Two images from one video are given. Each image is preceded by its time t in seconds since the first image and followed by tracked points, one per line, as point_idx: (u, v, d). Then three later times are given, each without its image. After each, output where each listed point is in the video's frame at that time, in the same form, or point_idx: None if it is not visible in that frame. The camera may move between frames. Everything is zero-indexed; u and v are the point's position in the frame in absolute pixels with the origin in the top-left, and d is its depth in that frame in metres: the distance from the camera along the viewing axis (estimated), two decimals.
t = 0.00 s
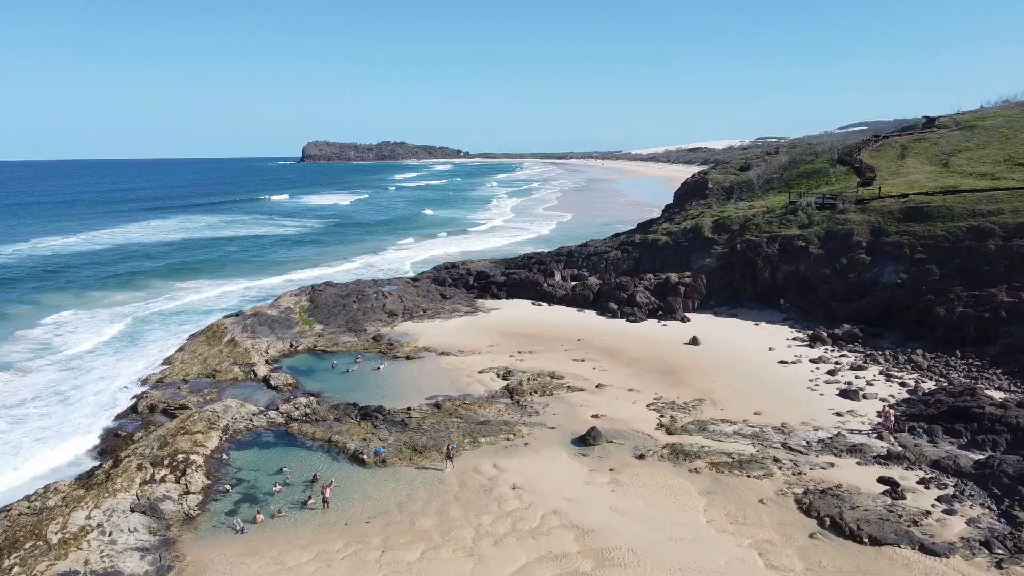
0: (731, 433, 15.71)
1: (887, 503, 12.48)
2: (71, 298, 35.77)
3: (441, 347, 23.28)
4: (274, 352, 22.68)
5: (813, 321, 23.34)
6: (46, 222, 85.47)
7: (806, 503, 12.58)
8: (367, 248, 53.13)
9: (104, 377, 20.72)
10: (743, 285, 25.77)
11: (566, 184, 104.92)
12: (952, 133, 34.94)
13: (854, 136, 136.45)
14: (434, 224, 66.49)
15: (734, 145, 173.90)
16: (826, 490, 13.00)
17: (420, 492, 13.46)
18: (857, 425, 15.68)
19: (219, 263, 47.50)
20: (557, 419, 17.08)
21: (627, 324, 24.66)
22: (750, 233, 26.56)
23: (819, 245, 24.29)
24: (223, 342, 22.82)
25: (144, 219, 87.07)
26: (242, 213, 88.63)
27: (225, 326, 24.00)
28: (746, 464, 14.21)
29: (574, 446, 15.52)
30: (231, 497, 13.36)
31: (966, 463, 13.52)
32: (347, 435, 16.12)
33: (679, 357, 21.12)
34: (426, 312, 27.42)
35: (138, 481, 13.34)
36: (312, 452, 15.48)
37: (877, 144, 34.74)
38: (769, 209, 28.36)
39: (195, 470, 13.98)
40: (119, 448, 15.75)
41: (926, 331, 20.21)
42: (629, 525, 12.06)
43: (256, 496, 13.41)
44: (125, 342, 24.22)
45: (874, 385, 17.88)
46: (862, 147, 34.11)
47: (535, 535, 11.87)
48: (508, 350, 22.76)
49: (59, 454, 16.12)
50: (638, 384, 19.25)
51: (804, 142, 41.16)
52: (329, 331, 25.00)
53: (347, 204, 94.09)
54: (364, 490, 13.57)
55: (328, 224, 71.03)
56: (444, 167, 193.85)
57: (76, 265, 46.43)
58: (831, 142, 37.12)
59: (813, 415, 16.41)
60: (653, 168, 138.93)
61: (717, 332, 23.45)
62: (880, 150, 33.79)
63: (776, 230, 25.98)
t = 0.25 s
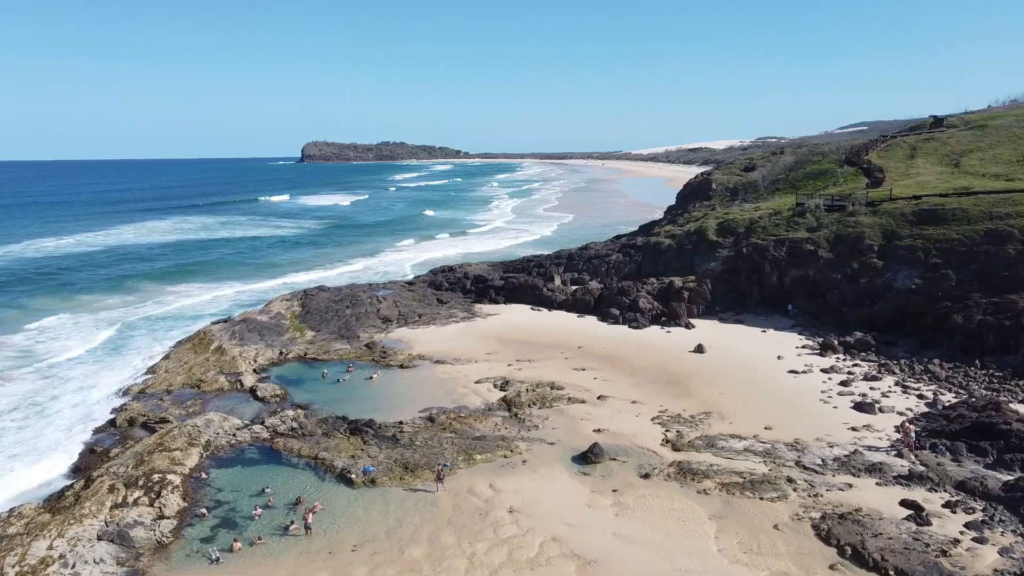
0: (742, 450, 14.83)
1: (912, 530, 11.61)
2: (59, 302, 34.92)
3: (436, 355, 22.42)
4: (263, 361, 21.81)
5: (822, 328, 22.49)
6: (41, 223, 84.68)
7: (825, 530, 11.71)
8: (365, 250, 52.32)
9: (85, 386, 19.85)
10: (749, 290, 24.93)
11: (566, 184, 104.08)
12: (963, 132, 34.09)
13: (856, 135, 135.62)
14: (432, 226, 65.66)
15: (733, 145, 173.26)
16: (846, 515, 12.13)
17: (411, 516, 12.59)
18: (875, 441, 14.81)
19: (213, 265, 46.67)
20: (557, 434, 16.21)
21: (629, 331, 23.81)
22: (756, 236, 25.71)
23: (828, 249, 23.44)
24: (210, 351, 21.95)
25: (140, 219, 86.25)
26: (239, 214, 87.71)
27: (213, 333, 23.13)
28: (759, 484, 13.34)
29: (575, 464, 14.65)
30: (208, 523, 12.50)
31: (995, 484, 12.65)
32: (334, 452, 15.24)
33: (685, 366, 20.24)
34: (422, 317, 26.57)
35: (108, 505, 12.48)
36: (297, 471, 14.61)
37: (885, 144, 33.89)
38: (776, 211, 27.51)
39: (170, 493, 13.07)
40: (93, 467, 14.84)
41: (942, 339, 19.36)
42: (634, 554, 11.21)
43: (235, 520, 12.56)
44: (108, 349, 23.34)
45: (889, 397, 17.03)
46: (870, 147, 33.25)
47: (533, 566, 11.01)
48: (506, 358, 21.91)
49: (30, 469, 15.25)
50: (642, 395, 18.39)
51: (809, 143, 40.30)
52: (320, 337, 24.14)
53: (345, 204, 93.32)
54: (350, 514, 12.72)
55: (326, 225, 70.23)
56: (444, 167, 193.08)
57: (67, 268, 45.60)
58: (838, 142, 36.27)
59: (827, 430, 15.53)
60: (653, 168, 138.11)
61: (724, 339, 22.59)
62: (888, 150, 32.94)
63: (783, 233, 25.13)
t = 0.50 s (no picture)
0: (755, 471, 13.83)
1: (945, 566, 10.60)
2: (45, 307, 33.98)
3: (430, 365, 21.41)
4: (249, 371, 20.81)
5: (835, 336, 21.51)
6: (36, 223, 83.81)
7: (850, 565, 10.71)
8: (361, 252, 51.36)
9: (60, 399, 18.87)
10: (757, 296, 23.94)
11: (567, 185, 103.09)
12: (975, 132, 33.08)
13: (858, 134, 134.58)
14: (430, 227, 64.70)
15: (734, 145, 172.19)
16: (871, 547, 11.13)
17: (398, 548, 11.59)
18: (899, 462, 13.81)
19: (206, 268, 45.70)
20: (556, 452, 15.20)
21: (633, 339, 22.81)
22: (764, 239, 24.72)
23: (840, 253, 22.45)
24: (193, 360, 20.96)
25: (135, 220, 85.31)
26: (236, 215, 86.68)
27: (197, 341, 22.13)
28: (775, 511, 12.33)
29: (576, 487, 13.64)
30: (176, 556, 11.56)
31: None
32: (318, 473, 14.23)
33: (691, 377, 19.22)
34: (416, 324, 25.57)
35: (68, 536, 11.65)
36: (278, 494, 13.63)
37: (895, 143, 32.89)
38: (784, 213, 26.51)
39: (136, 521, 12.17)
40: (60, 489, 13.94)
41: (963, 348, 18.37)
42: None
43: (206, 552, 11.61)
44: (88, 358, 22.35)
45: (910, 413, 16.02)
46: (879, 147, 32.24)
47: None
48: (504, 369, 20.92)
49: None
50: (647, 409, 17.38)
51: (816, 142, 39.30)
52: (310, 345, 23.13)
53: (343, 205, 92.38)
54: (331, 545, 11.74)
55: (323, 227, 69.29)
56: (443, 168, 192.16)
57: (56, 271, 44.66)
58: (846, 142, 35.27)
59: (846, 449, 14.52)
60: (654, 167, 137.09)
61: (731, 347, 21.59)
62: (899, 150, 31.94)
63: (792, 236, 24.13)
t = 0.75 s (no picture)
0: (769, 493, 12.95)
1: None
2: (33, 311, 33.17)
3: (425, 374, 20.52)
4: (235, 381, 19.93)
5: (846, 344, 20.64)
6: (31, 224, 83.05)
7: None
8: (358, 254, 50.53)
9: (35, 411, 17.99)
10: (765, 301, 23.07)
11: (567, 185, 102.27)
12: (987, 131, 32.21)
13: (860, 134, 133.79)
14: (429, 228, 63.85)
15: (735, 145, 171.34)
16: None
17: None
18: (922, 484, 12.94)
19: (199, 270, 44.85)
20: (556, 470, 14.31)
21: (635, 346, 21.93)
22: (771, 242, 23.83)
23: (851, 257, 21.58)
24: (177, 370, 20.06)
25: (131, 221, 84.54)
26: (232, 216, 85.83)
27: (182, 349, 21.25)
28: (791, 538, 11.46)
29: (578, 510, 12.77)
30: None
31: None
32: (302, 494, 13.34)
33: (698, 388, 18.32)
34: (411, 330, 24.70)
35: (27, 568, 10.92)
36: (258, 517, 12.76)
37: (904, 143, 32.02)
38: (792, 215, 25.63)
39: (102, 551, 11.41)
40: (28, 512, 13.12)
41: (983, 358, 17.51)
42: None
43: None
44: (69, 367, 21.47)
45: (931, 427, 15.14)
46: (888, 147, 31.36)
47: None
48: (501, 378, 20.03)
49: None
50: (651, 422, 16.50)
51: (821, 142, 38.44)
52: (300, 353, 22.24)
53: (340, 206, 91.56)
54: None
55: (320, 228, 68.48)
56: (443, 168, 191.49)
57: (47, 274, 43.86)
58: (853, 142, 34.41)
59: (865, 468, 13.63)
60: (654, 167, 136.21)
61: (739, 355, 20.72)
62: (908, 150, 31.08)
63: (801, 239, 23.25)
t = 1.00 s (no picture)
0: (786, 521, 11.96)
1: None
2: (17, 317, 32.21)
3: (418, 386, 19.51)
4: (219, 393, 18.95)
5: (861, 354, 19.64)
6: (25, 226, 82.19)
7: None
8: (354, 257, 49.56)
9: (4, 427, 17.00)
10: (774, 308, 22.08)
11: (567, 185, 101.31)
12: (1001, 130, 31.20)
13: (863, 134, 132.74)
14: (427, 229, 62.90)
15: (736, 145, 170.33)
16: None
17: None
18: (953, 512, 11.94)
19: (191, 273, 43.88)
20: (556, 494, 13.32)
21: (639, 356, 20.95)
22: (781, 246, 22.84)
23: (866, 262, 20.57)
24: (157, 382, 19.08)
25: (126, 223, 83.61)
26: (229, 217, 84.90)
27: (164, 359, 20.26)
28: None
29: (580, 540, 11.77)
30: None
31: None
32: (282, 523, 12.32)
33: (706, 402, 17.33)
34: (405, 338, 23.73)
35: None
36: (233, 549, 11.77)
37: (916, 143, 31.03)
38: (801, 218, 24.64)
39: None
40: None
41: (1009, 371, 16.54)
42: None
43: None
44: (45, 378, 20.49)
45: (957, 447, 14.13)
46: (899, 146, 30.33)
47: None
48: (498, 390, 19.05)
49: None
50: (658, 440, 15.50)
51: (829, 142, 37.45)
52: (289, 363, 21.27)
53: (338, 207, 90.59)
54: None
55: (317, 229, 67.52)
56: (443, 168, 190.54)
57: (36, 278, 42.90)
58: (863, 141, 33.39)
59: (889, 494, 12.64)
60: (655, 167, 135.18)
61: (748, 366, 19.74)
62: (920, 150, 30.08)
63: (812, 243, 22.26)
